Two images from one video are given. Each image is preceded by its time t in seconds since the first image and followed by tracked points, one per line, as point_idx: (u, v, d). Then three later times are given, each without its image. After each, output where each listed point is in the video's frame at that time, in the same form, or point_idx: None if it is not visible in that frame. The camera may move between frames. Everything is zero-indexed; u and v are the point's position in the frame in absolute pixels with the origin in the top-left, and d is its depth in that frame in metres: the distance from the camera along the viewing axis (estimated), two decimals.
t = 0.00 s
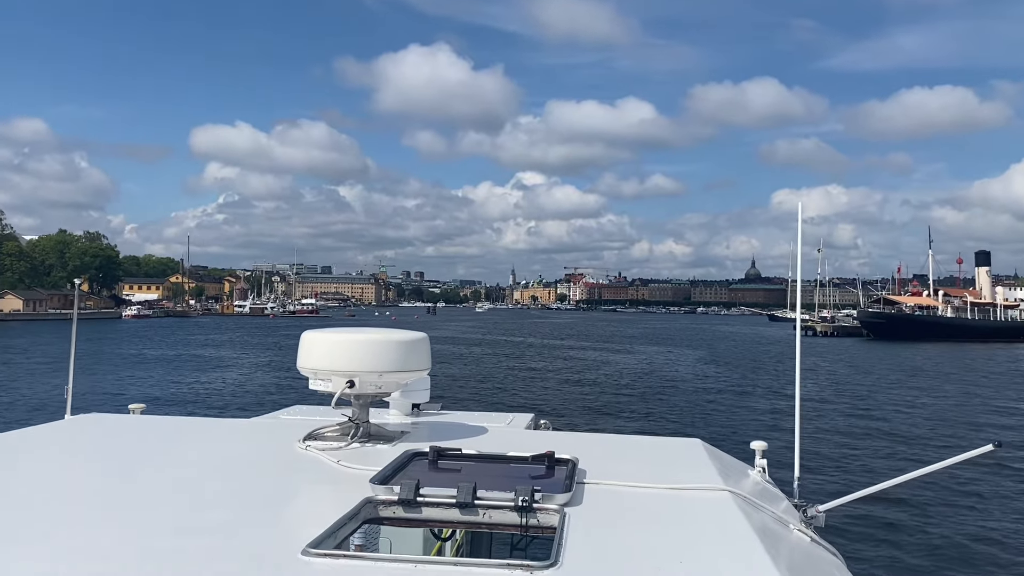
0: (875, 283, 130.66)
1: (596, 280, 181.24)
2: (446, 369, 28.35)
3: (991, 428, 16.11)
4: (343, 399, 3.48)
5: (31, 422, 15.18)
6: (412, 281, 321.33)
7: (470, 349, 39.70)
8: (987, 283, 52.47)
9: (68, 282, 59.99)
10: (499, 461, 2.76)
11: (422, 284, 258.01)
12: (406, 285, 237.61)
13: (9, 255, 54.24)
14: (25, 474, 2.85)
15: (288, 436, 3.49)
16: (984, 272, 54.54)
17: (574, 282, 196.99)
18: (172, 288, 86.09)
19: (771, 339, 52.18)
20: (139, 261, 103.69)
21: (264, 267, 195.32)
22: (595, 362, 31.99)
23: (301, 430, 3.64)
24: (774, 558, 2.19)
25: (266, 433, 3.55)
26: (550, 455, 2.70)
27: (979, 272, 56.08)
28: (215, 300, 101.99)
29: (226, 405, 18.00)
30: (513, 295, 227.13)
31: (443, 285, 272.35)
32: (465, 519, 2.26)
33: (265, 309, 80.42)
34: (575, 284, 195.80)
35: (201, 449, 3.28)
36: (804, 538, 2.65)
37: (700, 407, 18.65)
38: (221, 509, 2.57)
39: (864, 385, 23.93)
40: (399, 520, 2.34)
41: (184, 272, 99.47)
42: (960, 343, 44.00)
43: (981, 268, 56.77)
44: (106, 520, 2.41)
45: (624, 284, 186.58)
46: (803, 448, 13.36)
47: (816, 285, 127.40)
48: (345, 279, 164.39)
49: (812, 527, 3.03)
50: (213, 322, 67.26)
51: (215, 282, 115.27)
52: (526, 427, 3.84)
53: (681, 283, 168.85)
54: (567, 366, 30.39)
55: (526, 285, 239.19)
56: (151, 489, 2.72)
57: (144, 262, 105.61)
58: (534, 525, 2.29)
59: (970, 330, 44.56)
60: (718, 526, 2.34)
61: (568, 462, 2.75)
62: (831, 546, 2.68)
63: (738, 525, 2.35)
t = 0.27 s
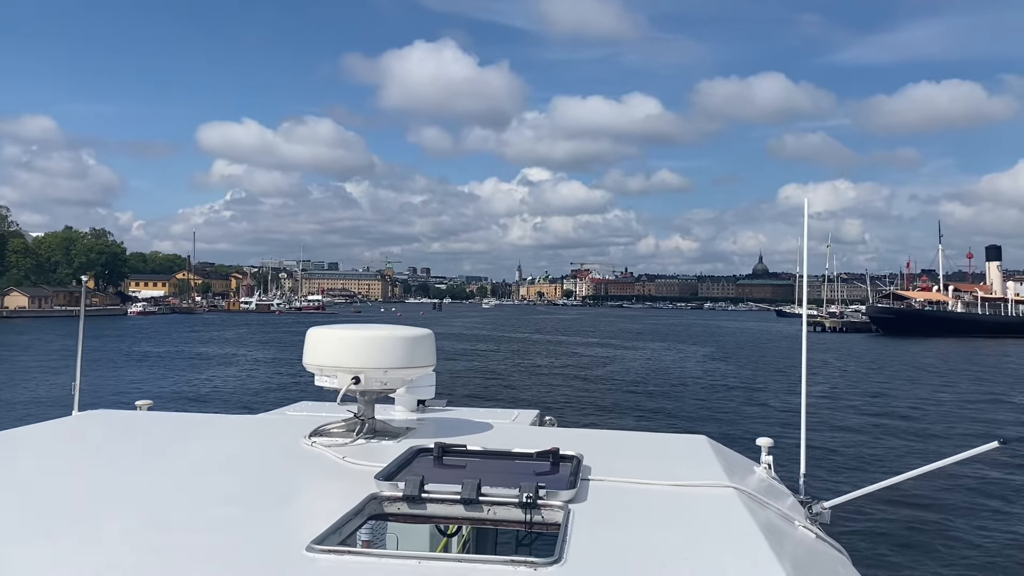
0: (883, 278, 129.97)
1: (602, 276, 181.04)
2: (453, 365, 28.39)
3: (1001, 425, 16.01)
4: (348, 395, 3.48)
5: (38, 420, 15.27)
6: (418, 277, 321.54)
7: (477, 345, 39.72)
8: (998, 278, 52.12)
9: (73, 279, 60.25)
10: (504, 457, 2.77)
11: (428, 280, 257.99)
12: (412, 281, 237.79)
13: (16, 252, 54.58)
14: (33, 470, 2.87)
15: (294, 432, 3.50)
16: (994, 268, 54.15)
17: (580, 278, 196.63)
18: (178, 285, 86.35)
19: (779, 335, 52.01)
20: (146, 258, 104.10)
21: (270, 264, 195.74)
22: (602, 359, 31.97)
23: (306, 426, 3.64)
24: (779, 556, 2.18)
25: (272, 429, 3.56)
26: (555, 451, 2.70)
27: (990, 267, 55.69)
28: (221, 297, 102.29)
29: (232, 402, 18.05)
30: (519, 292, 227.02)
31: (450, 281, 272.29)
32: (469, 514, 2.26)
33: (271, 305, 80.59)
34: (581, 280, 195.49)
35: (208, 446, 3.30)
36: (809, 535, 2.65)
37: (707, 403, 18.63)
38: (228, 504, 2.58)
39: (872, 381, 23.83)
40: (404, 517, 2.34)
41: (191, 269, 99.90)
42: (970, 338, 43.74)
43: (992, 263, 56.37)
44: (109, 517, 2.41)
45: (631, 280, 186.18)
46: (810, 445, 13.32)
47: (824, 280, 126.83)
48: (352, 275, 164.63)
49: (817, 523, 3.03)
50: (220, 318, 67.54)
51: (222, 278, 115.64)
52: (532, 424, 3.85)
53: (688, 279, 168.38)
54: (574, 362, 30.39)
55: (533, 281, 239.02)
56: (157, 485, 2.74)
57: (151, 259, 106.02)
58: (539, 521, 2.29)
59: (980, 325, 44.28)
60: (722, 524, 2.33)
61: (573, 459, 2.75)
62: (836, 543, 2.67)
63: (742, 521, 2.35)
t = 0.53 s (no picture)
0: (894, 274, 129.07)
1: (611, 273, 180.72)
2: (461, 364, 28.45)
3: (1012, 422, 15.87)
4: (348, 395, 3.50)
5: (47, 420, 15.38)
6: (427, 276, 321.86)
7: (485, 344, 39.73)
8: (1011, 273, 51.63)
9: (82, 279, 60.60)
10: (500, 457, 2.78)
11: (437, 279, 258.19)
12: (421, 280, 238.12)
13: (23, 252, 54.98)
14: (36, 471, 2.91)
15: (293, 432, 3.52)
16: (1008, 264, 53.63)
17: (589, 276, 196.21)
18: (187, 285, 86.79)
19: (789, 333, 51.73)
20: (155, 258, 104.67)
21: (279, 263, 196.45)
22: (611, 357, 31.91)
23: (306, 426, 3.66)
24: (771, 556, 2.17)
25: (272, 428, 3.59)
26: (551, 451, 2.70)
27: (1003, 263, 55.17)
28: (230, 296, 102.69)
29: (238, 402, 18.13)
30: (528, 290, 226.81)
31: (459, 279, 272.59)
32: (464, 514, 2.27)
33: (280, 305, 80.88)
34: (589, 278, 195.11)
35: (209, 445, 3.33)
36: (805, 534, 2.64)
37: (715, 402, 18.58)
38: (225, 504, 2.60)
39: (883, 378, 23.67)
40: (399, 516, 2.35)
41: (199, 268, 100.39)
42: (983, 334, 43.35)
43: (1005, 259, 55.83)
44: (107, 518, 2.44)
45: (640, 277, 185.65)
46: (818, 443, 13.25)
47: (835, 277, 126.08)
48: (360, 274, 164.99)
49: (814, 522, 3.02)
50: (226, 317, 67.92)
51: (231, 278, 116.17)
52: (532, 423, 3.85)
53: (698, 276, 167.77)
54: (582, 360, 30.37)
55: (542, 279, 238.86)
56: (156, 485, 2.77)
57: (160, 260, 106.64)
58: (532, 521, 2.29)
59: (994, 321, 43.87)
60: (716, 523, 2.33)
61: (569, 458, 2.75)
62: (833, 542, 2.67)
63: (736, 522, 2.35)
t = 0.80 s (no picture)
0: (903, 271, 128.43)
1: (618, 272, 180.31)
2: (467, 363, 28.48)
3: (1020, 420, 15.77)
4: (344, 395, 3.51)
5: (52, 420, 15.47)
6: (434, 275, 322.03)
7: (491, 343, 39.75)
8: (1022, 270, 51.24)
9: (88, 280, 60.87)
10: (494, 455, 2.79)
11: (444, 279, 258.45)
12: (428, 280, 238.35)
13: (29, 253, 55.26)
14: (33, 470, 2.94)
15: (290, 431, 3.54)
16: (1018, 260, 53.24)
17: (595, 275, 195.94)
18: (193, 285, 87.12)
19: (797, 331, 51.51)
20: (162, 260, 105.18)
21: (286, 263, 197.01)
22: (617, 356, 31.87)
23: (304, 425, 3.68)
24: (760, 554, 2.17)
25: (270, 427, 3.62)
26: (544, 449, 2.71)
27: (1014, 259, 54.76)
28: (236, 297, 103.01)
29: (241, 403, 18.20)
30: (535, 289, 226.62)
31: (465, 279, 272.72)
32: (456, 511, 2.28)
33: (286, 305, 81.07)
34: (595, 277, 194.84)
35: (206, 444, 3.35)
36: (798, 531, 2.64)
37: (721, 400, 18.54)
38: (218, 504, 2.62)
39: (891, 376, 23.54)
40: (391, 514, 2.36)
41: (205, 269, 100.82)
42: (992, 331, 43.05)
43: (1016, 255, 55.43)
44: (102, 516, 2.46)
45: (647, 276, 185.25)
46: (823, 441, 13.20)
47: (843, 274, 125.50)
48: (367, 274, 165.24)
49: (809, 519, 3.03)
50: (232, 318, 68.19)
51: (238, 278, 116.57)
52: (529, 421, 3.86)
53: (705, 274, 167.28)
54: (589, 360, 30.35)
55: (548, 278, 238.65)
56: (151, 484, 2.80)
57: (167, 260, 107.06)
58: (523, 519, 2.29)
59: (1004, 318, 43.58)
60: (705, 520, 2.34)
61: (563, 456, 2.76)
62: (826, 539, 2.67)
63: (726, 519, 2.35)
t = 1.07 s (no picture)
0: (911, 270, 127.75)
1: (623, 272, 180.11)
2: (472, 364, 28.51)
3: None
4: (347, 395, 3.51)
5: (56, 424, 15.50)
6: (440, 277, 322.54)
7: (497, 345, 39.69)
8: None
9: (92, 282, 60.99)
10: (497, 455, 2.77)
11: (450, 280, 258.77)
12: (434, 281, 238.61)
13: (33, 257, 55.46)
14: (33, 474, 2.94)
15: (293, 433, 3.54)
16: None
17: (600, 276, 195.79)
18: (198, 288, 87.39)
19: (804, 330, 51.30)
20: (168, 262, 105.53)
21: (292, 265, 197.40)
22: (623, 356, 31.82)
23: (307, 426, 3.68)
24: (765, 555, 2.15)
25: (274, 429, 3.62)
26: (548, 449, 2.70)
27: None
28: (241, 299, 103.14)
29: (244, 405, 18.20)
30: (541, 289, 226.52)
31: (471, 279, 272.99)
32: (458, 512, 2.27)
33: (292, 307, 81.20)
34: (601, 278, 194.53)
35: (210, 446, 3.36)
36: (803, 531, 2.62)
37: (726, 401, 18.48)
38: (220, 506, 2.62)
39: (900, 376, 23.42)
40: (394, 515, 2.36)
41: (210, 271, 101.11)
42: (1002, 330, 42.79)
43: None
44: (103, 520, 2.46)
45: (652, 276, 185.10)
46: (830, 442, 13.14)
47: (851, 273, 125.01)
48: (372, 275, 165.45)
49: (813, 519, 3.01)
50: (236, 321, 68.28)
51: (243, 281, 116.88)
52: (533, 421, 3.85)
53: (711, 274, 166.97)
54: (595, 360, 30.30)
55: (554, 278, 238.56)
56: (151, 486, 2.81)
57: (172, 263, 107.35)
58: (526, 520, 2.28)
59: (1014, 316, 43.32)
60: (709, 521, 2.32)
61: (565, 456, 2.76)
62: (832, 539, 2.65)
63: (730, 519, 2.34)
